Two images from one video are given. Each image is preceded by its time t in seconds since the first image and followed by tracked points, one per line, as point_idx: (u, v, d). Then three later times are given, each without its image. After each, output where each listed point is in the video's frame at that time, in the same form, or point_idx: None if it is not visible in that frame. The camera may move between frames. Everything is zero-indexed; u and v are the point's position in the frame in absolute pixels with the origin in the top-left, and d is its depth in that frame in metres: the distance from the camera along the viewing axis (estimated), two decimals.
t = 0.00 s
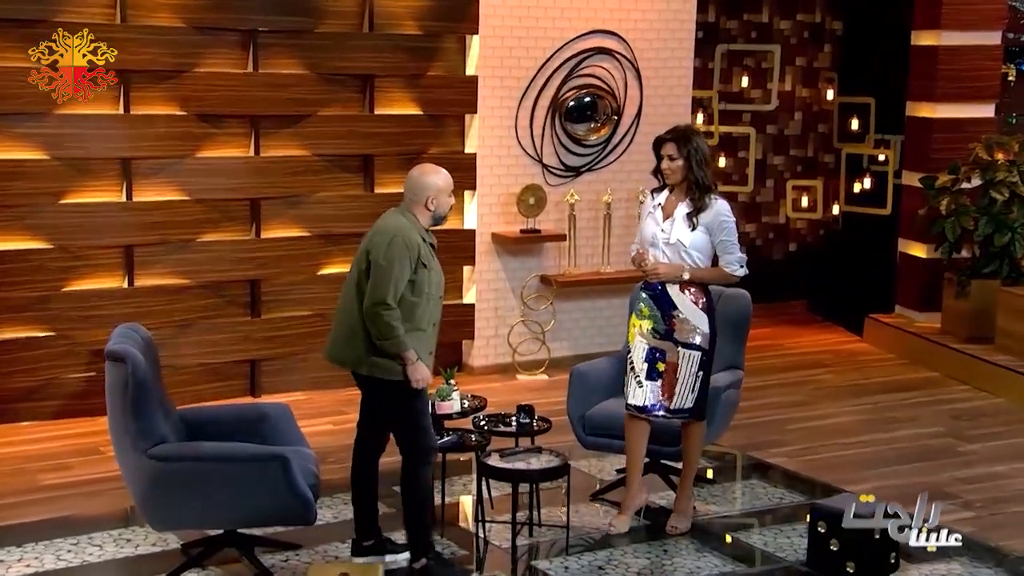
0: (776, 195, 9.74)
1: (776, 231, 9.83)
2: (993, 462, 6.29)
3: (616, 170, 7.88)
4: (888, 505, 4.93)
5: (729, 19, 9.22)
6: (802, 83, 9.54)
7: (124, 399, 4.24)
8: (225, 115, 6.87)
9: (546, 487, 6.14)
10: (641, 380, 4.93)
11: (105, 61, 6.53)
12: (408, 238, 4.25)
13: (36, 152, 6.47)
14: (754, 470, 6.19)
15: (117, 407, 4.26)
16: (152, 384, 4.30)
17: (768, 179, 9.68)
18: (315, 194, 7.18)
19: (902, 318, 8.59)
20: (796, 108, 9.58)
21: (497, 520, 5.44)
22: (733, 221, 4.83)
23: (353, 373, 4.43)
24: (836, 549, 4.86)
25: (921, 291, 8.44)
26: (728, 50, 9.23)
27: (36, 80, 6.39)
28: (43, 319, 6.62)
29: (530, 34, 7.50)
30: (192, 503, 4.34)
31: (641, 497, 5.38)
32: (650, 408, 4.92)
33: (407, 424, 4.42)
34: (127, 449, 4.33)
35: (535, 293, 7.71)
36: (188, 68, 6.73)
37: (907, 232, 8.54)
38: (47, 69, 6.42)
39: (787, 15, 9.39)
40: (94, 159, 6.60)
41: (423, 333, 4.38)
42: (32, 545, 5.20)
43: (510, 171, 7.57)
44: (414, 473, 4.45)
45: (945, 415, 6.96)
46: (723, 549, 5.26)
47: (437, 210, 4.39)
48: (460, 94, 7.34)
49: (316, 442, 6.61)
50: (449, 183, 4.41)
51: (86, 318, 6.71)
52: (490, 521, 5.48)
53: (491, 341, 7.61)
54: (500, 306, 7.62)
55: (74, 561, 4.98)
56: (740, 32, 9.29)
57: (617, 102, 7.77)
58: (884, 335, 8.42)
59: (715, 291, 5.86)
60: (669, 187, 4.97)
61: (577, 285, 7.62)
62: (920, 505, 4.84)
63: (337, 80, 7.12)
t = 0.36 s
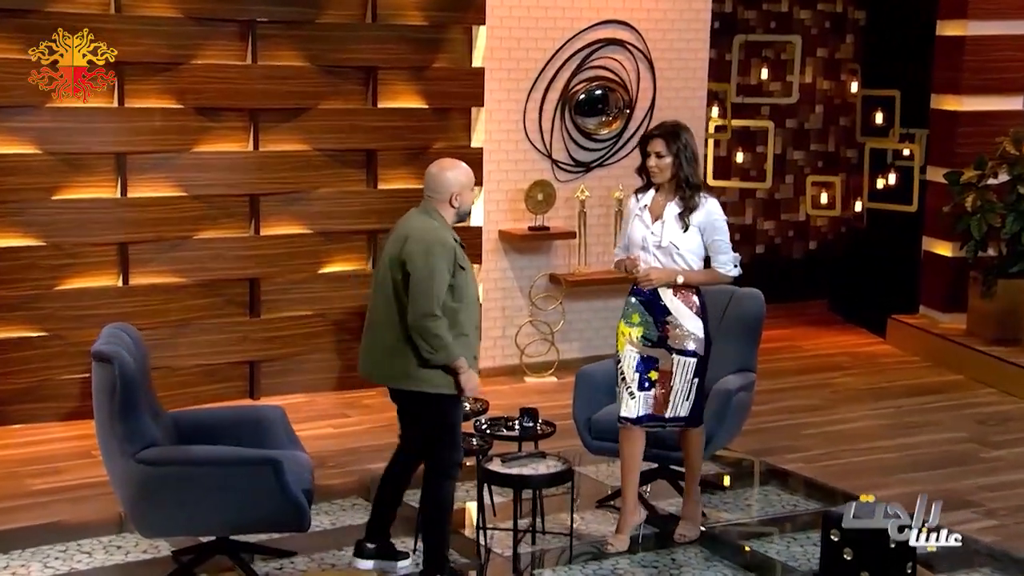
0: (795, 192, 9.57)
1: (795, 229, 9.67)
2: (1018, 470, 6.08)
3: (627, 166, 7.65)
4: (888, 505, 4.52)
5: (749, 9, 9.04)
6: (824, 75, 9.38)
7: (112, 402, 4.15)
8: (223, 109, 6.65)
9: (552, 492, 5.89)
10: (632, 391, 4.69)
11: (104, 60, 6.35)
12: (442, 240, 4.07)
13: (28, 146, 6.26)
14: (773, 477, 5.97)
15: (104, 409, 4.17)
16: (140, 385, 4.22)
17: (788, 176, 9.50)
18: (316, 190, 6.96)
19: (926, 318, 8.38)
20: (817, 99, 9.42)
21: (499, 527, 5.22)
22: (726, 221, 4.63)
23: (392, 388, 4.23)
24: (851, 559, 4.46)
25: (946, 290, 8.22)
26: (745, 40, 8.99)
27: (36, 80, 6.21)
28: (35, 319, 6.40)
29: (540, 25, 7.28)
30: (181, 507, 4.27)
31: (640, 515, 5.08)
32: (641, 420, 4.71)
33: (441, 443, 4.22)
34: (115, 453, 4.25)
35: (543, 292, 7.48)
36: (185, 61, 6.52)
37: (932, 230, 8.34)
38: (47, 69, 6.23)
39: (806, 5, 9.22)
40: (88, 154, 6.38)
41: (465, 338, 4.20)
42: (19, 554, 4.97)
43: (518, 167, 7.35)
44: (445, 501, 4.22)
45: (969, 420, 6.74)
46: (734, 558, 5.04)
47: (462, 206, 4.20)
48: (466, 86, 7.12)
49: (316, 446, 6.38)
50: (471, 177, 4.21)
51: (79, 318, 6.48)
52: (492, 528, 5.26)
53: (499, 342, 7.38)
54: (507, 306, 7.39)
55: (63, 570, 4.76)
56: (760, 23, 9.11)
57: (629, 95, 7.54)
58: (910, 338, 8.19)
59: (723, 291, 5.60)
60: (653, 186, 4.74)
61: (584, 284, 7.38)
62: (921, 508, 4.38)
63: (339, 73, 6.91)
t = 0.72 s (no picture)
0: (814, 189, 9.37)
1: (814, 227, 9.48)
2: None
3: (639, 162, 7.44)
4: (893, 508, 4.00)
5: None
6: (845, 67, 9.18)
7: (100, 402, 4.03)
8: (220, 102, 6.46)
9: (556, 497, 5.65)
10: (632, 395, 4.52)
11: (106, 62, 6.19)
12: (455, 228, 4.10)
13: (21, 140, 6.07)
14: (789, 482, 5.76)
15: (92, 409, 4.05)
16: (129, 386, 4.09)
17: (806, 172, 9.29)
18: (317, 187, 6.76)
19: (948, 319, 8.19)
20: (837, 94, 9.22)
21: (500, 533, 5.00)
22: (719, 214, 4.47)
23: (418, 388, 4.15)
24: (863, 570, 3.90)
25: (969, 290, 8.03)
26: (763, 32, 8.75)
27: (36, 79, 6.04)
28: (28, 318, 6.21)
29: (549, 16, 7.07)
30: (171, 511, 4.13)
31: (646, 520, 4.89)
32: (642, 426, 4.53)
33: (443, 447, 4.20)
34: (103, 456, 4.11)
35: (551, 292, 7.25)
36: (181, 53, 6.34)
37: (955, 227, 8.15)
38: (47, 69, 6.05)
39: None
40: (82, 148, 6.19)
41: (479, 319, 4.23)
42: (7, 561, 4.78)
43: (526, 163, 7.15)
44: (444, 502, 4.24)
45: (991, 425, 6.53)
46: (744, 564, 4.83)
47: (455, 192, 4.21)
48: (471, 79, 6.92)
49: (316, 449, 6.18)
50: (457, 162, 4.21)
51: (73, 318, 6.28)
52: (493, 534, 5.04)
53: (504, 344, 7.21)
54: (515, 306, 7.20)
55: None
56: (777, 15, 8.93)
57: (640, 88, 7.32)
58: (935, 341, 7.98)
59: (732, 293, 5.37)
60: (645, 182, 4.57)
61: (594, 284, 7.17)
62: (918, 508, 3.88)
63: (340, 65, 6.71)
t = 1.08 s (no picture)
0: (846, 184, 9.16)
1: (846, 223, 9.26)
2: None
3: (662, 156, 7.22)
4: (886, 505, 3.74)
5: None
6: (878, 58, 8.98)
7: (98, 401, 3.86)
8: (230, 95, 6.27)
9: (570, 503, 5.40)
10: (658, 398, 4.31)
11: (106, 62, 6.02)
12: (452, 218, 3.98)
13: (23, 133, 5.91)
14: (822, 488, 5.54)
15: (90, 409, 3.88)
16: (127, 385, 3.92)
17: (838, 166, 9.09)
18: (329, 182, 6.56)
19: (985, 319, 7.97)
20: (869, 85, 9.02)
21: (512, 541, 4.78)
22: (747, 212, 4.17)
23: (421, 383, 4.03)
24: None
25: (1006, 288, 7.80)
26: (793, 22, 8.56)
27: (36, 79, 5.85)
28: (31, 317, 6.03)
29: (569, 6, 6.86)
30: (170, 516, 3.95)
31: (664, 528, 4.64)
32: (672, 430, 4.32)
33: (441, 445, 4.09)
34: (100, 457, 3.94)
35: (571, 291, 7.07)
36: (189, 44, 6.15)
37: (994, 225, 7.92)
38: (48, 69, 5.87)
39: None
40: (87, 141, 6.01)
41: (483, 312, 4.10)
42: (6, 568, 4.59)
43: (544, 158, 6.94)
44: (444, 502, 4.13)
45: None
46: None
47: (456, 187, 4.08)
48: (487, 70, 6.72)
49: (325, 452, 5.98)
50: (460, 157, 4.09)
51: (78, 317, 6.09)
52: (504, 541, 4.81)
53: (522, 344, 7.02)
54: (532, 304, 7.01)
55: None
56: (808, 6, 8.77)
57: (663, 80, 7.10)
58: (972, 342, 7.76)
59: (755, 291, 5.16)
60: (676, 177, 4.33)
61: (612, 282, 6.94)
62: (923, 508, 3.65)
63: (353, 56, 6.52)
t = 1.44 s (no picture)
0: (875, 181, 9.03)
1: (876, 222, 9.12)
2: None
3: (684, 153, 7.08)
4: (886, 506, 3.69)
5: None
6: (908, 51, 8.89)
7: (101, 400, 3.76)
8: (243, 90, 6.16)
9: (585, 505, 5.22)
10: (682, 402, 4.18)
11: (106, 61, 5.90)
12: (454, 214, 3.86)
13: (32, 130, 5.80)
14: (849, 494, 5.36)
15: (93, 409, 3.77)
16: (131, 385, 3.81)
17: (866, 164, 8.97)
18: (344, 178, 6.44)
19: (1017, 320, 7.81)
20: (900, 81, 8.92)
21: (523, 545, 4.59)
22: (777, 216, 3.97)
23: (417, 381, 3.92)
24: None
25: None
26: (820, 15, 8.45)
27: (36, 80, 5.74)
28: (40, 315, 5.91)
29: None
30: (174, 519, 3.83)
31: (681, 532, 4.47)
32: (694, 435, 4.16)
33: (440, 445, 3.97)
34: (102, 459, 3.83)
35: (590, 290, 6.94)
36: (201, 38, 6.04)
37: None
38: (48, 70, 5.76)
39: None
40: (96, 137, 5.89)
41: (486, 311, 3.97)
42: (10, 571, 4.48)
43: (563, 155, 6.81)
44: (445, 503, 4.01)
45: None
46: None
47: (461, 185, 3.94)
48: (505, 65, 6.60)
49: (339, 453, 5.85)
50: (468, 154, 3.95)
51: (88, 316, 5.98)
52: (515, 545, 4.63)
53: (541, 345, 6.90)
54: (551, 304, 6.89)
55: None
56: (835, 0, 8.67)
57: (686, 74, 6.96)
58: (1005, 344, 7.59)
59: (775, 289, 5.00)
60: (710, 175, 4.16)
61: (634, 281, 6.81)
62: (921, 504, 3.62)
63: (368, 51, 6.41)
